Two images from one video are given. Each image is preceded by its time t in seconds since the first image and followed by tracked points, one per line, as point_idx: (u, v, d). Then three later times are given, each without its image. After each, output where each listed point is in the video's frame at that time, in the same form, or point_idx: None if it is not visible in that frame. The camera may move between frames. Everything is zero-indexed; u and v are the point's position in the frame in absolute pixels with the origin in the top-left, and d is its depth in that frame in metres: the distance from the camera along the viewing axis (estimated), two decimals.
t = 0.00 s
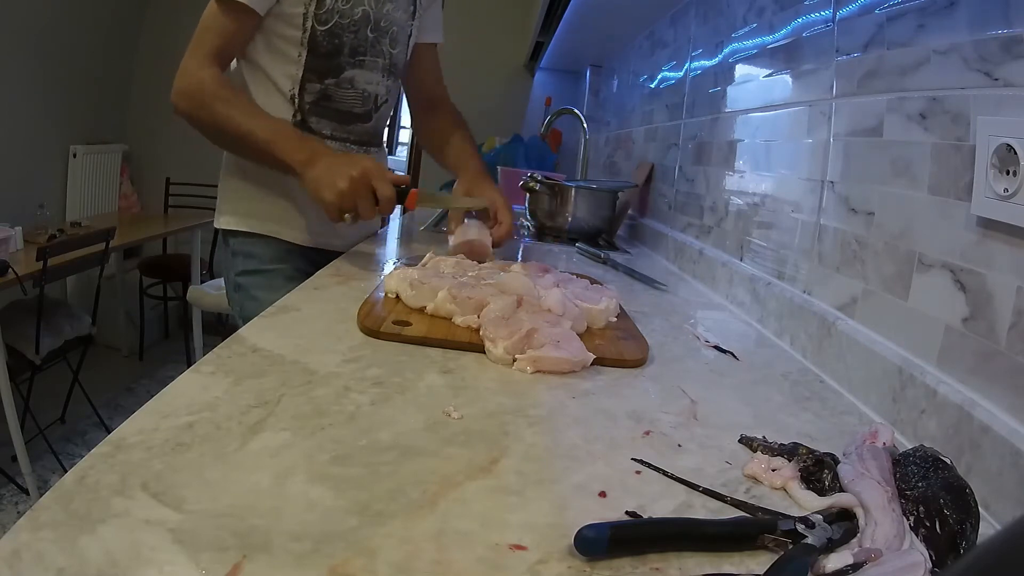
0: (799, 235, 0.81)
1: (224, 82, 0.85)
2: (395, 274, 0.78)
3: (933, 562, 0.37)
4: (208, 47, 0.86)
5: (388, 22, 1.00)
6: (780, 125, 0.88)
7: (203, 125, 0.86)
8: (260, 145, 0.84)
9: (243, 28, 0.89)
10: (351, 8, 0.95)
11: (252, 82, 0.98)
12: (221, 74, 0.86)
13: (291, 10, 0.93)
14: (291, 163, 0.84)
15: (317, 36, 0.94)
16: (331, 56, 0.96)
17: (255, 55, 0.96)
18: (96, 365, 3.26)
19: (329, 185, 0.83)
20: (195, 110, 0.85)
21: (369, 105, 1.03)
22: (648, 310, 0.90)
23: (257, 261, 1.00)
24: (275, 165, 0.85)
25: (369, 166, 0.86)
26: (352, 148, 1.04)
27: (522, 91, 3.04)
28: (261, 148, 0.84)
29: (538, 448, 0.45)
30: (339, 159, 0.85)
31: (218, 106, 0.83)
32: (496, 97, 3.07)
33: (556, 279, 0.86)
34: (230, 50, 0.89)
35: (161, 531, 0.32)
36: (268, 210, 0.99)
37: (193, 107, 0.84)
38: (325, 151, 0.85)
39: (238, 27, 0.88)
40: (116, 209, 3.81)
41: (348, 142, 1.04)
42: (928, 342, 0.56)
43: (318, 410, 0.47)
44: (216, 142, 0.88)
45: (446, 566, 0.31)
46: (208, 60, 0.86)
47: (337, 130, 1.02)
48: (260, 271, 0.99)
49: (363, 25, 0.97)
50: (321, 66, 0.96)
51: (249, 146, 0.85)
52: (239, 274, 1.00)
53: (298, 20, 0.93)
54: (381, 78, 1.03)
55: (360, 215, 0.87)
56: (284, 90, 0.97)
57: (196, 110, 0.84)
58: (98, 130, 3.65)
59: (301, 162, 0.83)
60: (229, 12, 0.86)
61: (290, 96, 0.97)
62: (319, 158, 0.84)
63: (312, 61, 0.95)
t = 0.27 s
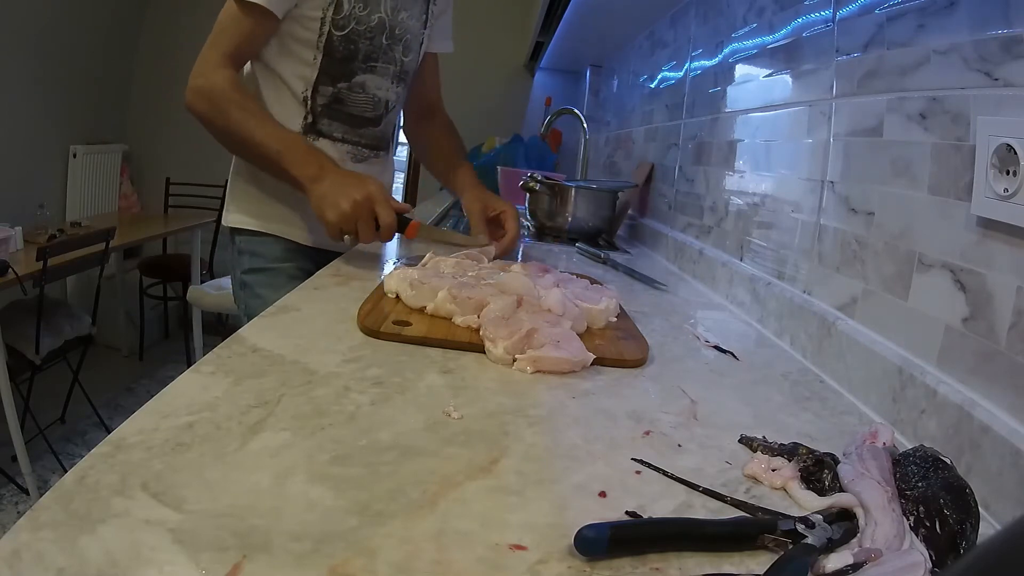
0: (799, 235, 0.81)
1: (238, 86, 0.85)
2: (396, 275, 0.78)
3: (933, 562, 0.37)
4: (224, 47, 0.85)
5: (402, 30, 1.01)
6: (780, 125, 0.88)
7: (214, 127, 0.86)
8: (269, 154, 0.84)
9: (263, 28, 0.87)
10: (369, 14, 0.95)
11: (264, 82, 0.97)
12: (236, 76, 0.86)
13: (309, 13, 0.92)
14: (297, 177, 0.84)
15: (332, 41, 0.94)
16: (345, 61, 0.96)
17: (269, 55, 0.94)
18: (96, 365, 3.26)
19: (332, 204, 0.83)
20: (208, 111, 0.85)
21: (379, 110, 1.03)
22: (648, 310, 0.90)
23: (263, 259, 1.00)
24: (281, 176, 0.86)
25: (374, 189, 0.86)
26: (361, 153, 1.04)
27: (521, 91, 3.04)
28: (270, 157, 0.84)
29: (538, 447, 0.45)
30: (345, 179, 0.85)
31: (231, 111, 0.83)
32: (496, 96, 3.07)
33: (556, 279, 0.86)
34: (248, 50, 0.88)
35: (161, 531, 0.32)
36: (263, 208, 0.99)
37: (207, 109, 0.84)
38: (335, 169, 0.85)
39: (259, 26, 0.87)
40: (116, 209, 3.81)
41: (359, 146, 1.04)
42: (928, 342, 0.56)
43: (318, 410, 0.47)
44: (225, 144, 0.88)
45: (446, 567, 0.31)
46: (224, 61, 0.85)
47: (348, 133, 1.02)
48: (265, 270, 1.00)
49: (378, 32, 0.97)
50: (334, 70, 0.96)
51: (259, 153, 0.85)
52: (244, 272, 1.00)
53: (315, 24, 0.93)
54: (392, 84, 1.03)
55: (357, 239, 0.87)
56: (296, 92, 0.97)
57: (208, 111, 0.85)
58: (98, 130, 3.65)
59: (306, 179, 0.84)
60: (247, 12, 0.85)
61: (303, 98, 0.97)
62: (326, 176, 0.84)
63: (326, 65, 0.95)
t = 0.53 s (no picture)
0: (799, 235, 0.81)
1: (244, 89, 0.85)
2: (395, 275, 0.78)
3: (933, 562, 0.37)
4: (229, 50, 0.85)
5: (402, 31, 1.01)
6: (780, 125, 0.88)
7: (220, 130, 0.86)
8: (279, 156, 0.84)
9: (263, 31, 0.86)
10: (367, 15, 0.95)
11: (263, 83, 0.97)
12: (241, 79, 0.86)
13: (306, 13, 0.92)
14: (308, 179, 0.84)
15: (331, 41, 0.94)
16: (344, 61, 0.96)
17: (268, 56, 0.94)
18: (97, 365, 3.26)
19: (343, 206, 0.83)
20: (215, 114, 0.85)
21: (378, 111, 1.03)
22: (648, 310, 0.90)
23: (263, 260, 1.00)
24: (291, 178, 0.85)
25: (385, 194, 0.86)
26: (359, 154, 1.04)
27: (521, 91, 3.04)
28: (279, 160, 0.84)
29: (538, 447, 0.45)
30: (356, 183, 0.85)
31: (238, 113, 0.84)
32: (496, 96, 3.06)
33: (556, 279, 0.86)
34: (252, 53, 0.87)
35: (161, 531, 0.32)
36: (259, 203, 1.00)
37: (213, 111, 0.84)
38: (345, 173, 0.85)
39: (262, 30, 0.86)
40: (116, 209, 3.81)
41: (357, 147, 1.05)
42: (928, 342, 0.56)
43: (318, 410, 0.47)
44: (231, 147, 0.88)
45: (446, 567, 0.31)
46: (228, 65, 0.85)
47: (347, 134, 1.02)
48: (265, 271, 0.99)
49: (377, 33, 0.97)
50: (333, 71, 0.96)
51: (267, 155, 0.85)
52: (243, 273, 1.00)
53: (314, 26, 0.93)
54: (390, 86, 1.03)
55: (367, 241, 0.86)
56: (295, 93, 0.96)
57: (215, 114, 0.85)
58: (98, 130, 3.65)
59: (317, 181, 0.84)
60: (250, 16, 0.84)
61: (301, 99, 0.97)
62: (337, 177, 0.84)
63: (324, 66, 0.95)
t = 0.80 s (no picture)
0: (799, 235, 0.81)
1: (243, 89, 0.85)
2: (396, 275, 0.78)
3: (933, 562, 0.37)
4: (228, 51, 0.85)
5: (402, 33, 1.01)
6: (780, 125, 0.88)
7: (221, 131, 0.86)
8: (280, 155, 0.84)
9: (260, 32, 0.86)
10: (367, 18, 0.95)
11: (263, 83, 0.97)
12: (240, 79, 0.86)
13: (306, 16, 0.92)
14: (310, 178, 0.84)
15: (330, 44, 0.94)
16: (344, 64, 0.96)
17: (268, 57, 0.94)
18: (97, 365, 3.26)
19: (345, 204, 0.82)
20: (215, 115, 0.85)
21: (377, 113, 1.04)
22: (648, 310, 0.90)
23: (263, 260, 1.00)
24: (294, 177, 0.85)
25: (387, 192, 0.86)
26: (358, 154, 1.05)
27: (522, 91, 3.04)
28: (281, 159, 0.84)
29: (538, 447, 0.45)
30: (358, 181, 0.85)
31: (239, 114, 0.84)
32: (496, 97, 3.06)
33: (556, 279, 0.86)
34: (251, 54, 0.87)
35: (161, 531, 0.32)
36: (258, 203, 1.00)
37: (214, 113, 0.85)
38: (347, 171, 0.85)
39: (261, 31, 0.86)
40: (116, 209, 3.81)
41: (356, 148, 1.06)
42: (928, 342, 0.56)
43: (318, 410, 0.47)
44: (233, 148, 0.88)
45: (446, 566, 0.31)
46: (227, 65, 0.86)
47: (346, 136, 1.03)
48: (265, 271, 0.99)
49: (377, 35, 0.97)
50: (332, 73, 0.96)
51: (269, 155, 0.85)
52: (243, 274, 1.00)
53: (314, 29, 0.93)
54: (390, 88, 1.03)
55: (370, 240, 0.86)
56: (294, 94, 0.97)
57: (215, 115, 0.85)
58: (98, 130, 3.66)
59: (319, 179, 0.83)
60: (249, 16, 0.84)
61: (300, 101, 0.97)
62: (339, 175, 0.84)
63: (323, 69, 0.95)
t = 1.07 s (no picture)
0: (799, 235, 0.81)
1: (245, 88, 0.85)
2: (396, 275, 0.78)
3: (933, 561, 0.37)
4: (227, 51, 0.85)
5: (401, 34, 1.00)
6: (780, 125, 0.88)
7: (224, 131, 0.86)
8: (286, 154, 0.84)
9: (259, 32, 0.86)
10: (365, 19, 0.94)
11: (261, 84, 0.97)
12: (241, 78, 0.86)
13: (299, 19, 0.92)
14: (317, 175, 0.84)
15: (327, 46, 0.94)
16: (341, 66, 0.96)
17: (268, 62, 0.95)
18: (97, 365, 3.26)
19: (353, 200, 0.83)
20: (218, 116, 0.85)
21: (375, 116, 1.05)
22: (648, 310, 0.90)
23: (263, 260, 1.00)
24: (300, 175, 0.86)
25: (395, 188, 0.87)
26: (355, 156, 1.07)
27: (522, 91, 3.04)
28: (287, 156, 0.84)
29: (537, 447, 0.45)
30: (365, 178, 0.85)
31: (243, 114, 0.84)
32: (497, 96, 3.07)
33: (556, 279, 0.86)
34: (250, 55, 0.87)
35: (161, 531, 0.32)
36: (258, 204, 1.00)
37: (217, 113, 0.85)
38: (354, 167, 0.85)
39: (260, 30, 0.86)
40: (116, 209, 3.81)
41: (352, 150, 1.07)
42: (928, 342, 0.56)
43: (318, 410, 0.47)
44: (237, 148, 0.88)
45: (446, 566, 0.31)
46: (227, 66, 0.85)
47: (343, 137, 1.05)
48: (264, 270, 0.99)
49: (375, 37, 0.97)
50: (330, 75, 0.97)
51: (275, 154, 0.85)
52: (243, 274, 0.99)
53: (310, 31, 0.92)
54: (388, 90, 1.04)
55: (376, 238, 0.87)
56: (292, 96, 0.98)
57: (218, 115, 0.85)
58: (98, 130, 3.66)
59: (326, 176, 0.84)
60: (246, 17, 0.84)
61: (297, 103, 0.98)
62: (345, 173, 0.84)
63: (320, 71, 0.96)
